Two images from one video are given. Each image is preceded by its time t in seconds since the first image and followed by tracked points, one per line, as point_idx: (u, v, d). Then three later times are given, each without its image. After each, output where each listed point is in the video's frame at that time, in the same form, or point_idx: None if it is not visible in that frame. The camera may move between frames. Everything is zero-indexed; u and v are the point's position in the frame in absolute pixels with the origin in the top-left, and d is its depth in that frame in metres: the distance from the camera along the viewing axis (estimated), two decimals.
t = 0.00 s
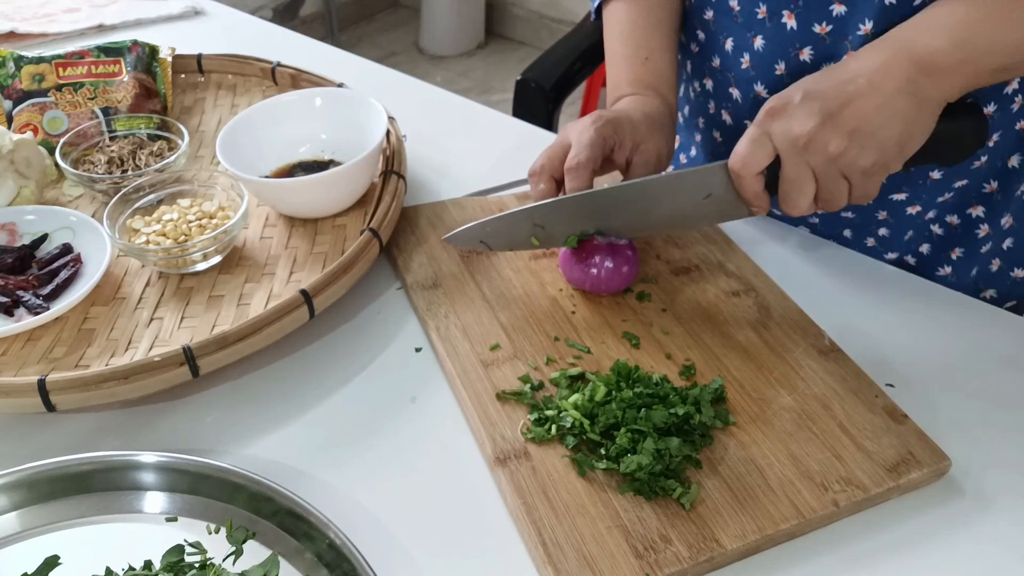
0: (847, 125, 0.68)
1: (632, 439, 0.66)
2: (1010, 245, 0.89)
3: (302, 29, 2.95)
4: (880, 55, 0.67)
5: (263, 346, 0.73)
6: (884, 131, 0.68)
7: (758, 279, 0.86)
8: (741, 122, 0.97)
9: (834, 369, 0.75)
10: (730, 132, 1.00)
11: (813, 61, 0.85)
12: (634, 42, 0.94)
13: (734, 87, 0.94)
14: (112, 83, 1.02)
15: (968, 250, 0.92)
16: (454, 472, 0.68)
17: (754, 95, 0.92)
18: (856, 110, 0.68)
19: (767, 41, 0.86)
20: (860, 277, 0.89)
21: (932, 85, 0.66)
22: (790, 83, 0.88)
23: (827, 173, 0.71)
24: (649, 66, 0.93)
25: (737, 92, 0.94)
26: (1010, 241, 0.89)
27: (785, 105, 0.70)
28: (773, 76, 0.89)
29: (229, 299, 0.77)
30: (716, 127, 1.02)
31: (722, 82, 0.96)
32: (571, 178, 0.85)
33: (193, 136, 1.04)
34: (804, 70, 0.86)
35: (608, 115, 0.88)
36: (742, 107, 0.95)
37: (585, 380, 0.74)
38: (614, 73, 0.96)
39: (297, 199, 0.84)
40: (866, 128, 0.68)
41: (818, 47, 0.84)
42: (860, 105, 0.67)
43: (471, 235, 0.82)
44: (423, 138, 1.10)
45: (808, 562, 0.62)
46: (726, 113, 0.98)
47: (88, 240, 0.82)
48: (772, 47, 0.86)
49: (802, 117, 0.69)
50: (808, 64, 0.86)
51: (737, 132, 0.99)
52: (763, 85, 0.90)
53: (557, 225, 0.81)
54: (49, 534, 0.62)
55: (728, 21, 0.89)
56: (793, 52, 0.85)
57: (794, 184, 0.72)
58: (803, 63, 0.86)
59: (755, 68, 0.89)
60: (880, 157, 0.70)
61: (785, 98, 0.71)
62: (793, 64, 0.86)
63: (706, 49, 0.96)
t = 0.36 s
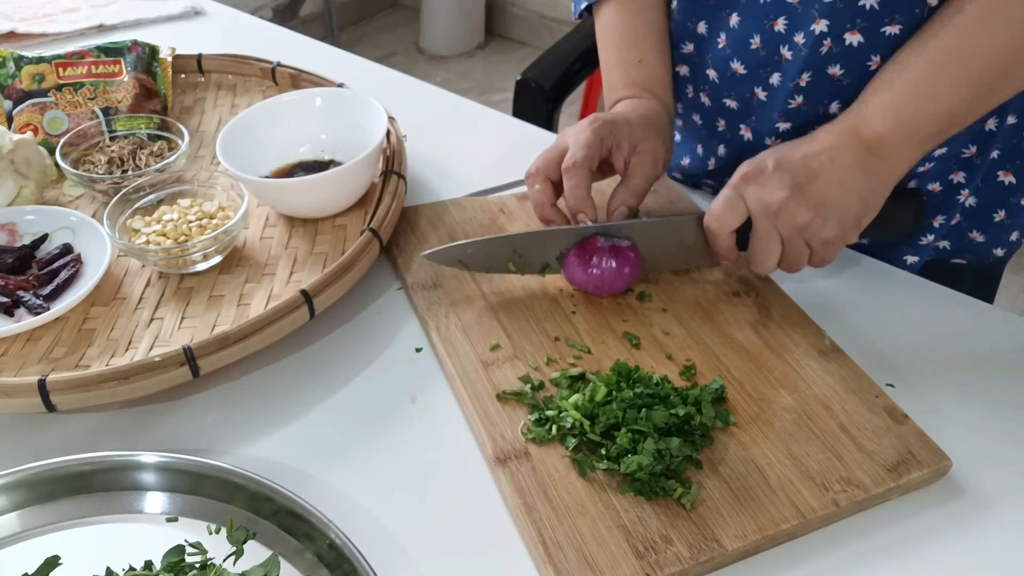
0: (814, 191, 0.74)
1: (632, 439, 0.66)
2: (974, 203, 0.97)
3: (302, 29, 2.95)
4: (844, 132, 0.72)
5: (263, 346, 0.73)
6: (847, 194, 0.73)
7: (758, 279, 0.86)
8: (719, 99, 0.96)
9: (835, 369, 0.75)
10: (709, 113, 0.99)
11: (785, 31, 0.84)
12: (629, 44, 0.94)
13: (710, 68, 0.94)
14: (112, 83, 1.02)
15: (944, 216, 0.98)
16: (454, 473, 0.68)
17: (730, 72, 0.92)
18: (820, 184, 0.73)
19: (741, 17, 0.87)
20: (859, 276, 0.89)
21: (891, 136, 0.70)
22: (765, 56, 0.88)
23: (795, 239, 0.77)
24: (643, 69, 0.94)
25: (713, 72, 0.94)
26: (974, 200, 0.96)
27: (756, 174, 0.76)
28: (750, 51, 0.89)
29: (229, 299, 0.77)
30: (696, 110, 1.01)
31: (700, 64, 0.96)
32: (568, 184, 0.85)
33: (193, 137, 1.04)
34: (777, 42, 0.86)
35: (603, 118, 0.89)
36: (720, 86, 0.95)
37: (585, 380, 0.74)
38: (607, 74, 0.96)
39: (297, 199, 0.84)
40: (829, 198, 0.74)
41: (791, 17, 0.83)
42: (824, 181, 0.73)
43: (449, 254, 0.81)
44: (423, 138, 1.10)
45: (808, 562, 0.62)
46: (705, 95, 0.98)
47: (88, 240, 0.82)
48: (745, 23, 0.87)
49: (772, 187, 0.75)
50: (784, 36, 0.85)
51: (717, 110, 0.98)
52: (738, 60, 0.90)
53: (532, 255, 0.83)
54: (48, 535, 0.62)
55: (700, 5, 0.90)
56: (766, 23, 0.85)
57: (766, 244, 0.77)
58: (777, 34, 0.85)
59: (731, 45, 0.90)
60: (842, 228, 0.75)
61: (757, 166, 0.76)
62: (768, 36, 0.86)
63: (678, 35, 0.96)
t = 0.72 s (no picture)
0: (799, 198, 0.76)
1: (632, 439, 0.66)
2: (966, 208, 0.98)
3: (302, 29, 2.95)
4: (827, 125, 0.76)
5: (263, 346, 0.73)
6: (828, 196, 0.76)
7: (757, 279, 0.86)
8: (712, 106, 0.96)
9: (835, 370, 0.75)
10: (698, 117, 0.99)
11: (781, 43, 0.85)
12: (624, 56, 0.95)
13: (706, 72, 0.94)
14: (111, 83, 1.02)
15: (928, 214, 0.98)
16: (454, 473, 0.68)
17: (726, 79, 0.92)
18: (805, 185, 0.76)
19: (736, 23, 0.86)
20: (859, 277, 0.89)
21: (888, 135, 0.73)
22: (761, 66, 0.88)
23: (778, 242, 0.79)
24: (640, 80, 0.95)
25: (708, 77, 0.94)
26: (966, 204, 0.98)
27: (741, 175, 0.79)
28: (748, 61, 0.89)
29: (228, 299, 0.77)
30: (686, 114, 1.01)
31: (693, 68, 0.95)
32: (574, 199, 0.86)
33: (193, 137, 1.04)
34: (773, 52, 0.86)
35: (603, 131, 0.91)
36: (716, 91, 0.94)
37: (585, 380, 0.74)
38: (601, 84, 0.98)
39: (296, 199, 0.84)
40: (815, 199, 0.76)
41: (787, 30, 0.83)
42: (804, 182, 0.76)
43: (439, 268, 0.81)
44: (423, 138, 1.10)
45: (807, 562, 0.62)
46: (698, 99, 0.98)
47: (87, 240, 0.82)
48: (743, 30, 0.86)
49: (755, 191, 0.77)
50: (780, 46, 0.85)
51: (706, 116, 0.98)
52: (735, 67, 0.90)
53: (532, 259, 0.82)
54: (47, 534, 0.62)
55: (694, 9, 0.89)
56: (764, 33, 0.85)
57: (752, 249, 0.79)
58: (773, 45, 0.85)
59: (728, 51, 0.90)
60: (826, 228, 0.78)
61: (743, 169, 0.79)
62: (764, 46, 0.86)
63: (672, 37, 0.95)
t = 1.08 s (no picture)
0: (849, 231, 0.77)
1: (632, 439, 0.66)
2: (963, 237, 1.02)
3: (302, 29, 2.95)
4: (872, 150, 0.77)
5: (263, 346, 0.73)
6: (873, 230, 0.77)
7: (757, 279, 0.86)
8: (712, 113, 0.97)
9: (835, 370, 0.75)
10: (700, 123, 1.00)
11: (782, 57, 0.85)
12: (619, 49, 0.95)
13: (707, 77, 0.95)
14: (112, 83, 1.02)
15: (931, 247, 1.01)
16: (454, 473, 0.68)
17: (725, 87, 0.92)
18: (860, 222, 0.77)
19: (737, 31, 0.87)
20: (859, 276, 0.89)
21: (931, 171, 0.75)
22: (759, 77, 0.88)
23: (822, 273, 0.80)
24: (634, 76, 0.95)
25: (709, 82, 0.95)
26: (964, 233, 1.01)
27: (804, 212, 0.77)
28: (745, 70, 0.89)
29: (229, 299, 0.77)
30: (687, 119, 1.03)
31: (695, 72, 0.96)
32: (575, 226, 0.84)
33: (193, 137, 1.04)
34: (774, 66, 0.87)
35: (592, 148, 0.89)
36: (715, 99, 0.95)
37: (585, 380, 0.74)
38: (596, 80, 0.97)
39: (297, 199, 0.84)
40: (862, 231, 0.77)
41: (787, 44, 0.84)
42: (869, 222, 0.77)
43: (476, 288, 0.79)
44: (423, 138, 1.10)
45: (807, 562, 0.62)
46: (698, 104, 0.99)
47: (87, 241, 0.82)
48: (743, 39, 0.87)
49: (815, 230, 0.77)
50: (779, 61, 0.86)
51: (708, 122, 0.98)
52: (734, 76, 0.90)
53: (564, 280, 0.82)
54: (47, 535, 0.62)
55: (697, 13, 0.90)
56: (762, 45, 0.86)
57: (791, 275, 0.80)
58: (773, 58, 0.86)
59: (728, 58, 0.90)
60: (870, 260, 0.79)
61: (804, 203, 0.77)
62: (764, 58, 0.87)
63: (672, 40, 0.97)
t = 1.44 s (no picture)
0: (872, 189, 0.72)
1: (632, 439, 0.66)
2: (968, 244, 1.01)
3: (302, 29, 2.95)
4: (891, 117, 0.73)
5: (263, 346, 0.73)
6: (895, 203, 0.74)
7: (758, 278, 0.86)
8: (714, 117, 0.97)
9: (835, 369, 0.75)
10: (703, 126, 1.00)
11: (779, 65, 0.86)
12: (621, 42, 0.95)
13: (707, 81, 0.95)
14: (112, 83, 1.02)
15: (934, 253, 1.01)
16: (454, 472, 0.68)
17: (726, 92, 0.93)
18: (885, 180, 0.72)
19: (736, 36, 0.86)
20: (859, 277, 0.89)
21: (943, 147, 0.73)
22: (758, 84, 0.89)
23: (840, 231, 0.74)
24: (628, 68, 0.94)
25: (711, 86, 0.95)
26: (969, 240, 1.01)
27: (831, 160, 0.71)
28: (744, 76, 0.89)
29: (229, 299, 0.77)
30: (692, 121, 1.02)
31: (697, 75, 0.96)
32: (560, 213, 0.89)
33: (193, 136, 1.04)
34: (771, 74, 0.87)
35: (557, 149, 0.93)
36: (716, 103, 0.95)
37: (585, 380, 0.74)
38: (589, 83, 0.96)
39: (297, 199, 0.84)
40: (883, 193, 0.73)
41: (784, 53, 0.85)
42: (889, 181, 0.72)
43: (472, 175, 0.80)
44: (423, 138, 1.10)
45: (807, 562, 0.62)
46: (702, 107, 0.98)
47: (88, 240, 0.82)
48: (742, 45, 0.87)
49: (841, 181, 0.71)
50: (777, 69, 0.86)
51: (711, 127, 0.99)
52: (735, 82, 0.91)
53: (567, 191, 0.77)
54: (47, 534, 0.62)
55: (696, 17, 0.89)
56: (760, 52, 0.86)
57: (810, 232, 0.73)
58: (770, 66, 0.86)
59: (728, 64, 0.90)
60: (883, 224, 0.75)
61: (829, 153, 0.71)
62: (762, 66, 0.87)
63: (682, 39, 0.95)
